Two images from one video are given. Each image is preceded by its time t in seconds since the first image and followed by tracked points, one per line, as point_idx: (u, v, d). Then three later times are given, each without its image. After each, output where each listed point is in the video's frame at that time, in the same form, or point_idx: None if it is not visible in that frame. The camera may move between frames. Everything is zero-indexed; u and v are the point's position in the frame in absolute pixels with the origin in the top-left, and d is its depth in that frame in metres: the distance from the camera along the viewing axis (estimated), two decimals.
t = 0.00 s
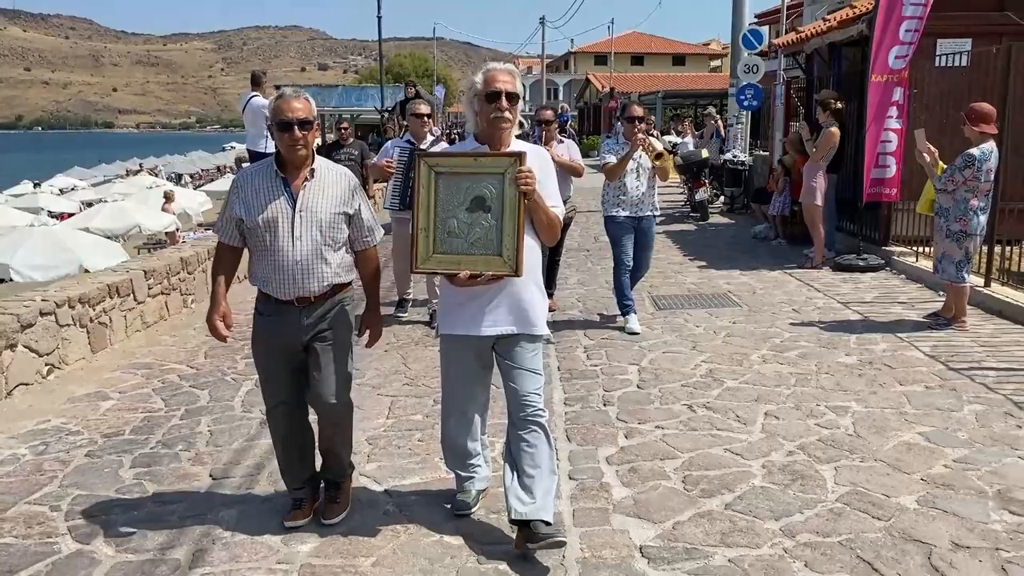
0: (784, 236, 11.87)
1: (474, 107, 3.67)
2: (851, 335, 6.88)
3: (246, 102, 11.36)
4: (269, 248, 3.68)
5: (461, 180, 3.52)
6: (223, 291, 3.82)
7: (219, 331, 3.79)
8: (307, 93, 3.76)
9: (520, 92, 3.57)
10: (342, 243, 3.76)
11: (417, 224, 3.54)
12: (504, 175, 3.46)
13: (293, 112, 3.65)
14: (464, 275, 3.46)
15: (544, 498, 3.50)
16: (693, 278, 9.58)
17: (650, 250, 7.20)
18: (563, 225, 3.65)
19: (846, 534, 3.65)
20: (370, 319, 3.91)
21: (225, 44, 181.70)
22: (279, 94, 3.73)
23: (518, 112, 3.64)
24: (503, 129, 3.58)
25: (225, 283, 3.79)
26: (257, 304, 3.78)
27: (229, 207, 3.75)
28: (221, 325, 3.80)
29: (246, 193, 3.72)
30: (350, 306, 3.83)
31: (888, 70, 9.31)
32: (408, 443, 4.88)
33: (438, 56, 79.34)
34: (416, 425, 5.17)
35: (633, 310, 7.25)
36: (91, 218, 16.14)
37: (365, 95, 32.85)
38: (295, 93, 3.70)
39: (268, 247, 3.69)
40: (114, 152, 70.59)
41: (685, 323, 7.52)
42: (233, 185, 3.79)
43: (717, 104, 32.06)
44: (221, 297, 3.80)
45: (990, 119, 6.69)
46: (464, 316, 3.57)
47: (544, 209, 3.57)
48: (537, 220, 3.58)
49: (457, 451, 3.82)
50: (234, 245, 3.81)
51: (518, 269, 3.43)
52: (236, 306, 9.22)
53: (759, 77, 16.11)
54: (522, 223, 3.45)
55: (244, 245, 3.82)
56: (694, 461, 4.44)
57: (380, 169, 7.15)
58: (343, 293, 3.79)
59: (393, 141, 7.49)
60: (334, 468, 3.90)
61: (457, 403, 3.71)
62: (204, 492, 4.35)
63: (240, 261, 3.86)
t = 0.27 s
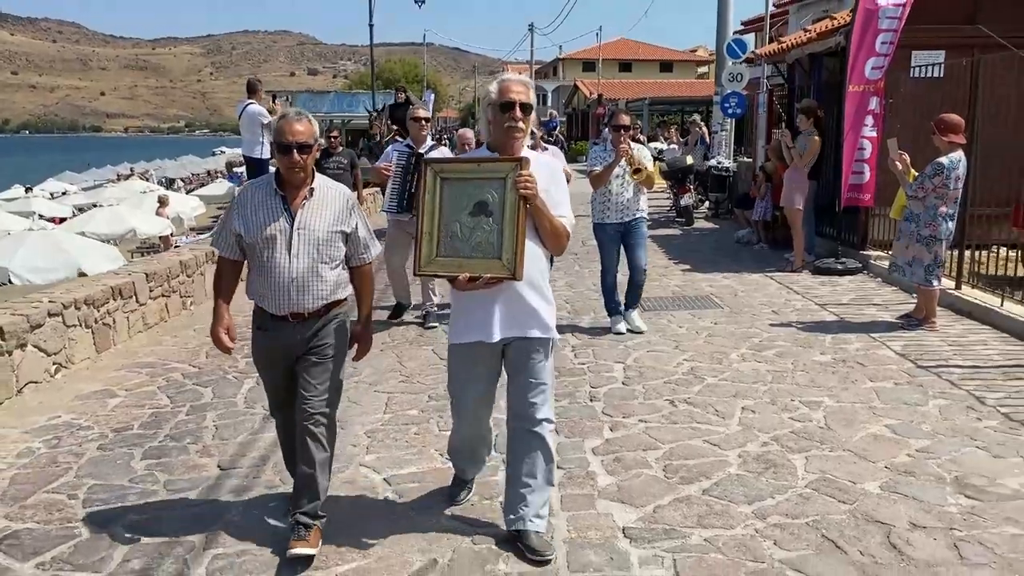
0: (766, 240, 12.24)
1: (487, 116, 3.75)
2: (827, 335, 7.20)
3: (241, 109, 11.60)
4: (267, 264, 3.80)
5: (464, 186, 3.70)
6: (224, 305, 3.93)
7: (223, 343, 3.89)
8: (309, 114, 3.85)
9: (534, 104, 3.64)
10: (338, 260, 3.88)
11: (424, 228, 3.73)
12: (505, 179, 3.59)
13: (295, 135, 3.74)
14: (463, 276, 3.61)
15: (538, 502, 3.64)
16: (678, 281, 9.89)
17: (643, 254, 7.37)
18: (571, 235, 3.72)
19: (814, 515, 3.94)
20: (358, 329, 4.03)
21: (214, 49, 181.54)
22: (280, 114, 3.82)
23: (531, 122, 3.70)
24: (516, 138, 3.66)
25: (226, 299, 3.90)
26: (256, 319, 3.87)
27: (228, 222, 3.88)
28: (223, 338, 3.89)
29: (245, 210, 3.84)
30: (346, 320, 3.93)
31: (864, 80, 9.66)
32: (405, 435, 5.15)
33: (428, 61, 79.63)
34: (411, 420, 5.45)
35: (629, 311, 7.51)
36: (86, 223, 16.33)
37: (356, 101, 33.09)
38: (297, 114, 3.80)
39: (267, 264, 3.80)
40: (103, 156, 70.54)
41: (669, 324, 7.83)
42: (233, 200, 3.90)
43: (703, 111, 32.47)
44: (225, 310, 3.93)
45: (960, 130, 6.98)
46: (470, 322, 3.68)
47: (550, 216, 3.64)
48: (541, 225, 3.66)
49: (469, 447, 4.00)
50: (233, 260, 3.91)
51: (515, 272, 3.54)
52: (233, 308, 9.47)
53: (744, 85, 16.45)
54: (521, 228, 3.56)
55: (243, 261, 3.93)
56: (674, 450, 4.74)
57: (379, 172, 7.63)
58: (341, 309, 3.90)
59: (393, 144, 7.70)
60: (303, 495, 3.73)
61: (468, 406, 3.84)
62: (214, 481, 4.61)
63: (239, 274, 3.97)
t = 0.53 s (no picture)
0: (752, 240, 12.53)
1: (493, 115, 3.78)
2: (811, 329, 7.46)
3: (237, 112, 11.76)
4: (269, 260, 3.76)
5: (474, 187, 3.69)
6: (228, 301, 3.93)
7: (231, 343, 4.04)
8: (314, 109, 3.80)
9: (540, 102, 3.65)
10: (342, 257, 3.82)
11: (436, 230, 3.72)
12: (515, 178, 3.60)
13: (298, 131, 3.70)
14: (479, 277, 3.61)
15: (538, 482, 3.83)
16: (667, 279, 10.15)
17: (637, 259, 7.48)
18: (582, 229, 3.78)
19: (796, 493, 4.17)
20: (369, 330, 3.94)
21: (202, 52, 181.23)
22: (286, 109, 3.78)
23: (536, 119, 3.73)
24: (522, 136, 3.69)
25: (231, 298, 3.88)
26: (257, 314, 3.85)
27: (234, 218, 3.85)
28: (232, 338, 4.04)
29: (249, 206, 3.80)
30: (348, 318, 3.88)
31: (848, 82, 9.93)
32: (406, 424, 5.36)
33: (418, 65, 79.84)
34: (413, 410, 5.66)
35: (631, 316, 7.29)
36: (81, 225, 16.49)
37: (347, 105, 33.28)
38: (301, 110, 3.76)
39: (268, 260, 3.77)
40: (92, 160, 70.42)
41: (659, 319, 8.09)
42: (239, 196, 3.87)
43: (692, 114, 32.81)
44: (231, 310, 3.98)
45: (938, 130, 7.22)
46: (492, 317, 3.68)
47: (562, 212, 3.69)
48: (553, 223, 3.69)
49: (475, 470, 3.81)
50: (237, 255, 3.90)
51: (531, 270, 3.56)
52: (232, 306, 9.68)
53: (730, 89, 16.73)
54: (534, 226, 3.58)
55: (247, 256, 3.91)
56: (664, 435, 4.98)
57: (372, 176, 7.66)
58: (342, 307, 3.85)
59: (386, 149, 7.71)
60: (312, 492, 3.81)
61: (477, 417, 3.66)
62: (224, 467, 4.81)
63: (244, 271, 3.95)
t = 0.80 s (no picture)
0: (738, 243, 12.84)
1: (479, 129, 3.74)
2: (793, 328, 7.74)
3: (234, 118, 11.98)
4: (265, 265, 3.81)
5: (471, 201, 3.69)
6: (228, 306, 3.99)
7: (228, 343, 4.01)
8: (304, 115, 3.83)
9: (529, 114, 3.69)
10: (337, 261, 3.87)
11: (434, 246, 3.72)
12: (511, 190, 3.63)
13: (289, 138, 3.74)
14: (481, 289, 3.62)
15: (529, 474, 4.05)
16: (656, 281, 10.43)
17: (630, 267, 7.39)
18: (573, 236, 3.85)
19: (772, 479, 4.44)
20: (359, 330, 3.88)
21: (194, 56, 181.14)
22: (276, 116, 3.81)
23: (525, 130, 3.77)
24: (513, 149, 3.71)
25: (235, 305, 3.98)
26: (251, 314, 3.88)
27: (231, 225, 3.90)
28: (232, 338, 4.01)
29: (244, 213, 3.85)
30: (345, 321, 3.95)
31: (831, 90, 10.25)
32: (404, 417, 5.61)
33: (411, 69, 80.12)
34: (410, 404, 5.92)
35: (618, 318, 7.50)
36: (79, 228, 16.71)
37: (340, 109, 33.53)
38: (292, 117, 3.78)
39: (264, 266, 3.82)
40: (84, 164, 70.44)
41: (647, 319, 8.37)
42: (235, 204, 3.93)
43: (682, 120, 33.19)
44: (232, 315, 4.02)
45: (914, 137, 7.49)
46: (489, 328, 3.68)
47: (555, 220, 3.76)
48: (547, 231, 3.78)
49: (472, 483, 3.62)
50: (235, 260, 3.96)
51: (533, 279, 3.61)
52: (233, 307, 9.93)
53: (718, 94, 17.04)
54: (532, 236, 3.63)
55: (246, 262, 3.96)
56: (649, 427, 5.25)
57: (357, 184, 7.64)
58: (338, 309, 3.91)
59: (370, 158, 7.72)
60: (315, 480, 4.04)
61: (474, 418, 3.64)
62: (232, 457, 5.07)
63: (242, 276, 4.00)
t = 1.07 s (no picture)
0: (729, 244, 13.14)
1: (456, 125, 3.77)
2: (777, 323, 8.02)
3: (234, 121, 12.19)
4: (250, 270, 3.78)
5: (455, 193, 3.69)
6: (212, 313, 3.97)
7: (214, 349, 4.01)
8: (283, 118, 3.79)
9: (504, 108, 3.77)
10: (322, 262, 3.86)
11: (417, 238, 3.68)
12: (494, 181, 3.68)
13: (270, 142, 3.70)
14: (469, 280, 3.63)
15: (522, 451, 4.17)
16: (647, 279, 10.70)
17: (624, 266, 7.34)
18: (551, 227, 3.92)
19: (750, 458, 4.71)
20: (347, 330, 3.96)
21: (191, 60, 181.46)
22: (255, 120, 3.77)
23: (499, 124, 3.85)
24: (490, 142, 3.77)
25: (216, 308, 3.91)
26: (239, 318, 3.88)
27: (211, 230, 3.85)
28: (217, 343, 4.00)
29: (225, 218, 3.81)
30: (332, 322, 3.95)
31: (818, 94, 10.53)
32: (403, 403, 5.88)
33: (408, 73, 80.49)
34: (408, 392, 6.19)
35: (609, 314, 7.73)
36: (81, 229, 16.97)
37: (338, 113, 33.81)
38: (272, 121, 3.75)
39: (249, 271, 3.79)
40: (81, 166, 70.63)
41: (637, 315, 8.64)
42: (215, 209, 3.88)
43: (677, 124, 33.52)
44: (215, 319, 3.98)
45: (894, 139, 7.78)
46: (469, 322, 3.69)
47: (536, 212, 3.81)
48: (528, 226, 3.82)
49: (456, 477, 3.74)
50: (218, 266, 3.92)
51: (520, 268, 3.65)
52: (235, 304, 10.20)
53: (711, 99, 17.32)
54: (518, 225, 3.68)
55: (228, 267, 3.91)
56: (636, 412, 5.53)
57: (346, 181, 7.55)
58: (325, 310, 3.91)
59: (357, 155, 7.63)
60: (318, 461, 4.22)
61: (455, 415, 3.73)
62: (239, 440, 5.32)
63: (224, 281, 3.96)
